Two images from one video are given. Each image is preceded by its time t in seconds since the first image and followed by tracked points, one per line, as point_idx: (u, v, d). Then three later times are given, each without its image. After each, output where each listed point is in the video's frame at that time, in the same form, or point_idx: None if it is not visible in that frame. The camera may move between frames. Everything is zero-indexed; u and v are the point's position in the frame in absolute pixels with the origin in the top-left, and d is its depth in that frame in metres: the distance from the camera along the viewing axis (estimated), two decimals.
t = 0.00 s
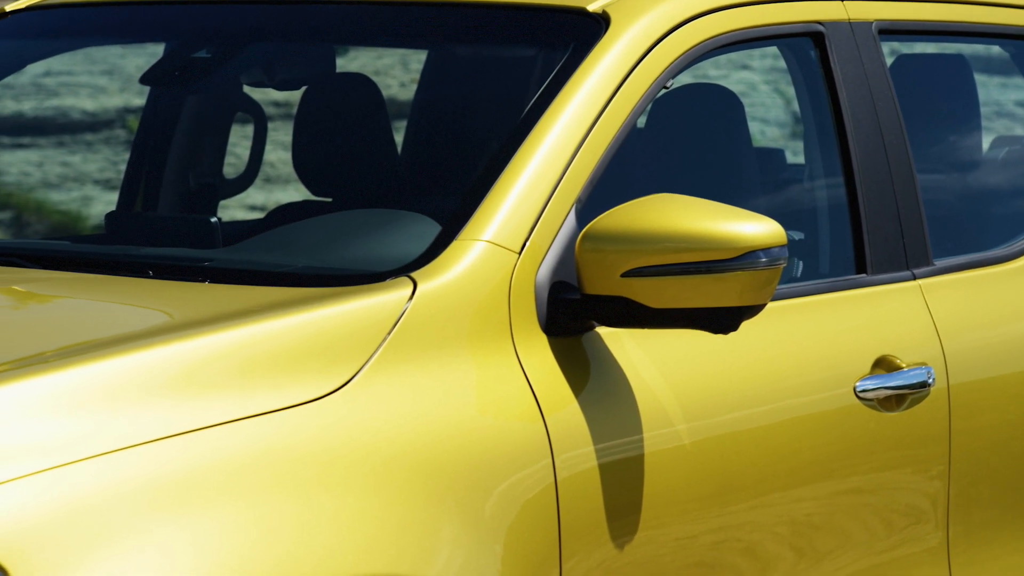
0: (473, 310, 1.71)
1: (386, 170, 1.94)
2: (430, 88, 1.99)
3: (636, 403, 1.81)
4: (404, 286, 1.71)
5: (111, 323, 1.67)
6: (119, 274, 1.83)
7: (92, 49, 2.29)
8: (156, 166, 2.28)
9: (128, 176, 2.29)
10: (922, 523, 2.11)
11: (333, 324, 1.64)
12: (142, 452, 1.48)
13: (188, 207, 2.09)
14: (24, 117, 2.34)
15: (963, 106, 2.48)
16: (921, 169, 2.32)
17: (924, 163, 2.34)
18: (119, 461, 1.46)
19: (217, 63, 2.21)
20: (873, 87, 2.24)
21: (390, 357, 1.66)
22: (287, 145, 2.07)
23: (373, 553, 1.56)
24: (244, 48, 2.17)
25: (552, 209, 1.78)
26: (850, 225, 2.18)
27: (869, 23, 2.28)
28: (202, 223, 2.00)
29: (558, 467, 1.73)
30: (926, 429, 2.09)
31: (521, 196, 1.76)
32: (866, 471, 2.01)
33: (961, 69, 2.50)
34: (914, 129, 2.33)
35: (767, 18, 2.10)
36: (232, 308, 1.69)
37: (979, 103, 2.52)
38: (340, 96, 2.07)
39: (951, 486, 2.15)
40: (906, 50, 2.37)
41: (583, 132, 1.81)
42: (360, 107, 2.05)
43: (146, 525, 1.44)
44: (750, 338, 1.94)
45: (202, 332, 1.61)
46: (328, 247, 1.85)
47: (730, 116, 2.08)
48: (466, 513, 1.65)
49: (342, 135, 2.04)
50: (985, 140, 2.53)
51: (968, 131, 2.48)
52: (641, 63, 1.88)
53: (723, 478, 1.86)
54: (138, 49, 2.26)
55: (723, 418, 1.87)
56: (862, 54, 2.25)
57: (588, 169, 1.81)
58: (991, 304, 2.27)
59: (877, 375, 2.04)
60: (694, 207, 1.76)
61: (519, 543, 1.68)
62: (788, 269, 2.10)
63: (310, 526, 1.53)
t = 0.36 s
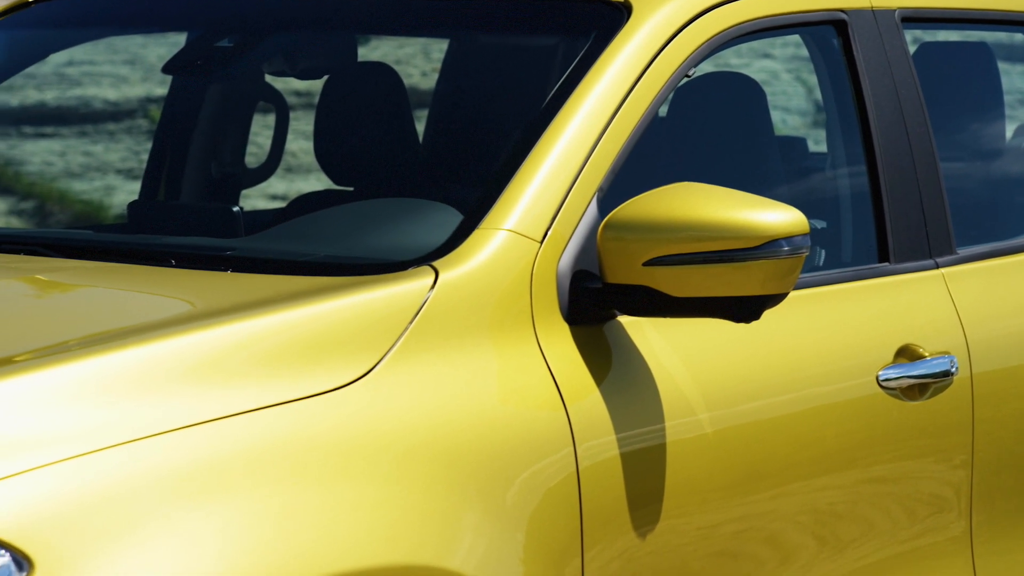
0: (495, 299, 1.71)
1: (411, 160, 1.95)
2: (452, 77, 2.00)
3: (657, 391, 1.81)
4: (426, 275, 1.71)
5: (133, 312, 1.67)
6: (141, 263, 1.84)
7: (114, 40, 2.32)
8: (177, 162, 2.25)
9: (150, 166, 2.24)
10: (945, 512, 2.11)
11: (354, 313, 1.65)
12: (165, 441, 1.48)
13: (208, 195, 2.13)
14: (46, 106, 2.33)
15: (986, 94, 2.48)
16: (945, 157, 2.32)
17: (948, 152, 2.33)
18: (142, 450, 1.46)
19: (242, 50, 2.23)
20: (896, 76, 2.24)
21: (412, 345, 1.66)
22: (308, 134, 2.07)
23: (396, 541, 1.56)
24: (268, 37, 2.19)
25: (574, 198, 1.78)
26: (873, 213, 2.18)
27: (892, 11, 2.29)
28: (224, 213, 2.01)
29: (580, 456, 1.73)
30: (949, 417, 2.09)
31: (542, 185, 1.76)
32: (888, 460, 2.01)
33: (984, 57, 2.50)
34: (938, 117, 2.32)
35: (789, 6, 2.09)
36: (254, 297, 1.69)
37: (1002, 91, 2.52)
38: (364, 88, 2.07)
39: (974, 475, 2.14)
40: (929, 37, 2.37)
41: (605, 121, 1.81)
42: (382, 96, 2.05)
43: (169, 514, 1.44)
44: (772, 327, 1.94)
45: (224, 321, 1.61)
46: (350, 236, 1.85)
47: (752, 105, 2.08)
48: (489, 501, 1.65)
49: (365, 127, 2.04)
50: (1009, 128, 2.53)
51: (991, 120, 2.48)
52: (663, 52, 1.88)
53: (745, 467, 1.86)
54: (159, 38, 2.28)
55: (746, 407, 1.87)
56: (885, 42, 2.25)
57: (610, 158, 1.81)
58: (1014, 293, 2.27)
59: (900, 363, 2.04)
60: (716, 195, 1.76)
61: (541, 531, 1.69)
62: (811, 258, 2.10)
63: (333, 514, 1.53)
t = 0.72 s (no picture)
0: (517, 288, 1.71)
1: (434, 148, 1.95)
2: (474, 67, 2.00)
3: (681, 380, 1.81)
4: (449, 264, 1.71)
5: (157, 301, 1.68)
6: (165, 252, 1.85)
7: (137, 29, 2.33)
8: (201, 148, 2.31)
9: (173, 155, 2.29)
10: (968, 501, 2.11)
11: (377, 302, 1.65)
12: (189, 429, 1.48)
13: (230, 182, 2.17)
14: (69, 95, 2.40)
15: (1009, 82, 2.48)
16: (969, 145, 2.32)
17: (972, 140, 2.33)
18: (166, 438, 1.46)
19: (263, 40, 2.24)
20: (920, 63, 2.24)
21: (435, 334, 1.67)
22: (329, 124, 2.11)
23: (419, 529, 1.57)
24: (291, 26, 2.19)
25: (596, 187, 1.77)
26: (896, 201, 2.18)
27: None
28: (247, 203, 2.03)
29: (603, 445, 1.73)
30: (973, 406, 2.09)
31: (565, 174, 1.76)
32: (911, 449, 2.01)
33: (1005, 46, 2.50)
34: (962, 105, 2.32)
35: None
36: (276, 286, 1.70)
37: None
38: (388, 74, 2.10)
39: (997, 464, 2.14)
40: (953, 25, 2.37)
41: (627, 110, 1.80)
42: (407, 88, 2.06)
43: (193, 502, 1.44)
44: (796, 316, 1.94)
45: (247, 310, 1.61)
46: (372, 225, 1.86)
47: (774, 94, 2.08)
48: (512, 489, 1.65)
49: (388, 104, 2.08)
50: None
51: (1015, 108, 2.48)
52: (686, 39, 1.87)
53: (769, 455, 1.85)
54: (182, 27, 2.30)
55: (769, 396, 1.87)
56: (909, 30, 2.24)
57: (632, 146, 1.80)
58: None
59: (924, 353, 2.04)
60: (739, 184, 1.75)
61: (564, 520, 1.69)
62: (834, 246, 2.10)
63: (356, 503, 1.53)
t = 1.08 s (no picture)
0: (539, 277, 1.72)
1: (456, 138, 1.96)
2: (496, 56, 2.03)
3: (702, 369, 1.81)
4: (471, 253, 1.71)
5: (179, 290, 1.68)
6: (188, 241, 1.85)
7: (159, 19, 2.35)
8: (223, 141, 2.36)
9: (194, 145, 2.35)
10: (991, 491, 2.11)
11: (399, 292, 1.65)
12: (211, 418, 1.48)
13: (255, 173, 2.19)
14: (91, 85, 2.39)
15: None
16: (993, 133, 2.33)
17: (995, 129, 2.33)
18: (189, 427, 1.46)
19: (285, 28, 2.29)
20: (943, 52, 2.24)
21: (458, 323, 1.67)
22: (350, 113, 2.11)
23: (442, 518, 1.57)
24: (316, 13, 2.20)
25: (618, 176, 1.77)
26: (919, 190, 2.18)
27: None
28: (266, 190, 2.04)
29: (625, 434, 1.73)
30: (996, 395, 2.09)
31: (586, 163, 1.76)
32: (934, 439, 2.00)
33: None
34: (985, 93, 2.32)
35: None
36: (298, 275, 1.70)
37: None
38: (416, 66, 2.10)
39: (1020, 454, 2.15)
40: (976, 14, 2.38)
41: (649, 99, 1.80)
42: (428, 77, 2.08)
43: (216, 491, 1.44)
44: (819, 305, 1.94)
45: (270, 300, 1.62)
46: (394, 215, 1.86)
47: (798, 84, 2.08)
48: (534, 479, 1.66)
49: (412, 95, 2.08)
50: None
51: None
52: (708, 28, 1.87)
53: (791, 445, 1.85)
54: (204, 18, 2.33)
55: (791, 386, 1.86)
56: (932, 19, 2.25)
57: (654, 135, 1.80)
58: None
59: (947, 342, 2.04)
60: (761, 173, 1.75)
61: (587, 510, 1.69)
62: (857, 236, 2.11)
63: (378, 492, 1.54)
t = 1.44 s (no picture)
0: (563, 266, 1.71)
1: (481, 127, 1.97)
2: (520, 44, 2.03)
3: (727, 358, 1.81)
4: (495, 243, 1.71)
5: (203, 280, 1.69)
6: (212, 230, 1.86)
7: (183, 10, 2.47)
8: (245, 136, 2.43)
9: (217, 135, 2.43)
10: (1015, 481, 2.12)
11: (422, 281, 1.65)
12: (237, 408, 1.48)
13: (280, 163, 2.24)
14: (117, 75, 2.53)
15: None
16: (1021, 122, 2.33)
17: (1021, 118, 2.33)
18: (214, 417, 1.47)
19: (307, 19, 2.38)
20: (970, 40, 2.24)
21: (482, 312, 1.67)
22: (373, 103, 2.13)
23: (467, 507, 1.57)
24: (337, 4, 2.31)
25: (643, 165, 1.77)
26: (945, 179, 2.19)
27: None
28: (293, 180, 2.05)
29: (649, 424, 1.73)
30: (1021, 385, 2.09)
31: (610, 153, 1.76)
32: (960, 429, 2.00)
33: None
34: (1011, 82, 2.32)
35: None
36: (322, 265, 1.70)
37: None
38: (432, 52, 2.13)
39: None
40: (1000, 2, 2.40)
41: (674, 88, 1.79)
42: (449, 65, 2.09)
43: (240, 480, 1.45)
44: (843, 295, 1.94)
45: (293, 289, 1.62)
46: (418, 204, 1.87)
47: (823, 72, 2.09)
48: (559, 468, 1.66)
49: (439, 84, 2.09)
50: None
51: None
52: (733, 17, 1.86)
53: (816, 434, 1.85)
54: (227, 8, 2.46)
55: (816, 375, 1.86)
56: (959, 6, 2.26)
57: (679, 125, 1.80)
58: None
59: (972, 331, 2.04)
60: (787, 162, 1.75)
61: (611, 499, 1.69)
62: (882, 225, 2.12)
63: (402, 481, 1.54)
